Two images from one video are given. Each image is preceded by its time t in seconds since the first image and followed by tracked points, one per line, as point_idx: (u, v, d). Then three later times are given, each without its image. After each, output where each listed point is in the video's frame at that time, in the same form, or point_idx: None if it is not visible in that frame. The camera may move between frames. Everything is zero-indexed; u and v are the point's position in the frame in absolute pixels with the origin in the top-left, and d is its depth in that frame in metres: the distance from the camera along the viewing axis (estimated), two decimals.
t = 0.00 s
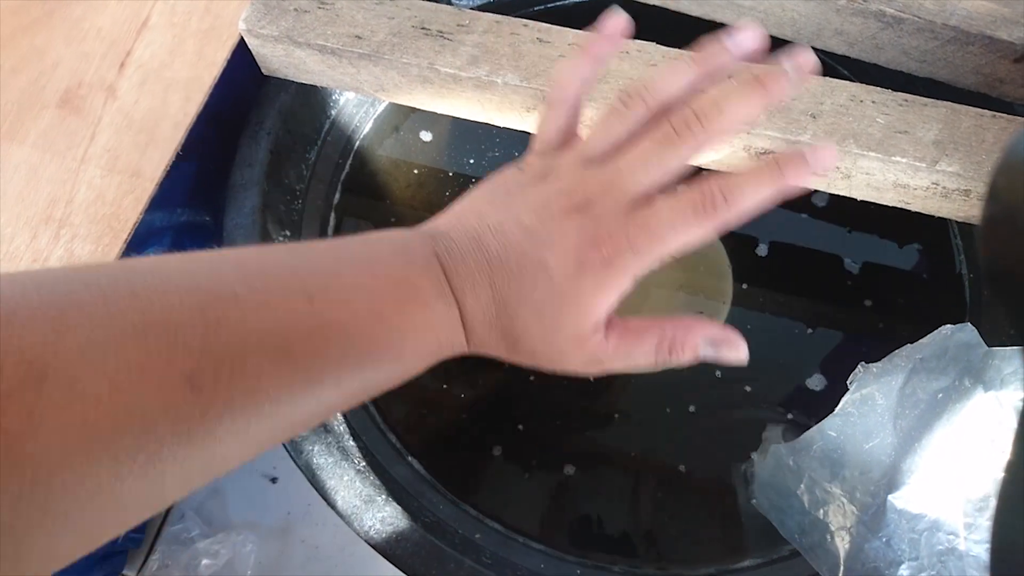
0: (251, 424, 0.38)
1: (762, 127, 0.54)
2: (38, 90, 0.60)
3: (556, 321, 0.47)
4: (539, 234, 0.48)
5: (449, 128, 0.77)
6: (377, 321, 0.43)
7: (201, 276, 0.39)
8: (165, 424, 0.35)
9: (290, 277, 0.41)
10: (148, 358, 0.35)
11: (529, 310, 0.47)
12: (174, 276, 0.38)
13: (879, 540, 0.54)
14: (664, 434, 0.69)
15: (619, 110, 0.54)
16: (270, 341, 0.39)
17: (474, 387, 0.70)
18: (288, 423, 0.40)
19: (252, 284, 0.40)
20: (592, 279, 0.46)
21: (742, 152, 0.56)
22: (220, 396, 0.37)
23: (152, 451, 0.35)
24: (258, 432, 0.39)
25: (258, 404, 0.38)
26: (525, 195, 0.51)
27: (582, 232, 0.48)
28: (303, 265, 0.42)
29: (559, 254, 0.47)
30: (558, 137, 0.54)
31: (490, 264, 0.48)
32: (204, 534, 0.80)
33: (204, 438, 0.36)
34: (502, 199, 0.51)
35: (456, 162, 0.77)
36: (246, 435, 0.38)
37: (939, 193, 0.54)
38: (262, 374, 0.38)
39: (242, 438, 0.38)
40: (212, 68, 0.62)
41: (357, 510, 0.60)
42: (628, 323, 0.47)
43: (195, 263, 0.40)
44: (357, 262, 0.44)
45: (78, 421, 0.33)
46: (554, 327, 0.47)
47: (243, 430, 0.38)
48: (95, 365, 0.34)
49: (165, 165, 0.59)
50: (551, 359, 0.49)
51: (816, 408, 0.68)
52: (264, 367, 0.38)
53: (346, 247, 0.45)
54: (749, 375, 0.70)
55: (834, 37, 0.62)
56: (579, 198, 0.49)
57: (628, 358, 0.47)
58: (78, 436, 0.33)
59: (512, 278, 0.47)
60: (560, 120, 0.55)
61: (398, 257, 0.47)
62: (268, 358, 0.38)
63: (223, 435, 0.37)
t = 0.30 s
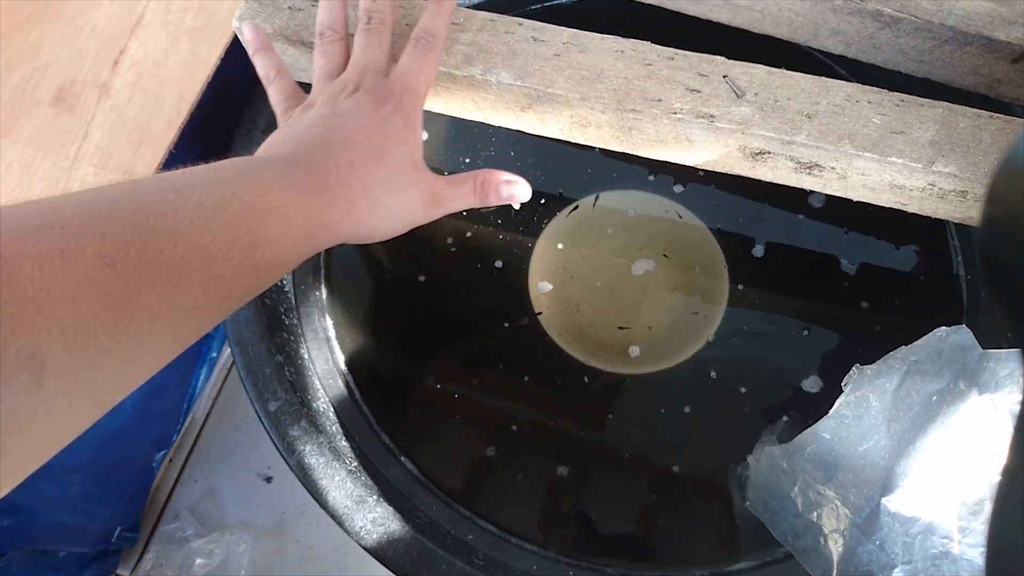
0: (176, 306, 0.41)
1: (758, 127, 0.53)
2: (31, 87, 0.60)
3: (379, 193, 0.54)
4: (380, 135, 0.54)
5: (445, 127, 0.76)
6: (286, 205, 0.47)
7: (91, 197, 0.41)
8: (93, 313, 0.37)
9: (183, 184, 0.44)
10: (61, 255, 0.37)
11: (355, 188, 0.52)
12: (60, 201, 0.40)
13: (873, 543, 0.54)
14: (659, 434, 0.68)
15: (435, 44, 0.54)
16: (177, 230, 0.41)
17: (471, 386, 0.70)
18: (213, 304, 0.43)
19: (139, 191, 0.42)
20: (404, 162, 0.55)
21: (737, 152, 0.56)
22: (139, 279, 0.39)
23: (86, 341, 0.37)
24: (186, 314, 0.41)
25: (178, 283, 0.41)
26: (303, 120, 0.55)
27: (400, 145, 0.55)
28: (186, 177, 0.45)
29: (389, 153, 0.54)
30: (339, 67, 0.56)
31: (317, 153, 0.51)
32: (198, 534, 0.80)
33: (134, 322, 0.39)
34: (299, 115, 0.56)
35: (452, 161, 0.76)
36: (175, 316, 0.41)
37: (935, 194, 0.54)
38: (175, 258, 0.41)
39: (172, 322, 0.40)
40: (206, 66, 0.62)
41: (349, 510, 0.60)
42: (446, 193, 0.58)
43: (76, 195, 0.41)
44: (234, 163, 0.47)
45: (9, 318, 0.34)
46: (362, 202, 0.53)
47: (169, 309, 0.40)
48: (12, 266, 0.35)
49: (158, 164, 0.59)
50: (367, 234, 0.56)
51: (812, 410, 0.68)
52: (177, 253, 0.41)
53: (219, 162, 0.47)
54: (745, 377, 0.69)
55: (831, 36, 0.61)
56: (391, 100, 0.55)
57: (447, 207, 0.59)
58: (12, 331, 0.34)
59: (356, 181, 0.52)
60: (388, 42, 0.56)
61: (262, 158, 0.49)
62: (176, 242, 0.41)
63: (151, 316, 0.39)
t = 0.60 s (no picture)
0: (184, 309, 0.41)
1: (769, 127, 0.53)
2: (38, 85, 0.60)
3: (387, 197, 0.54)
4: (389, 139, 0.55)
5: (451, 126, 0.76)
6: (296, 204, 0.47)
7: (100, 195, 0.41)
8: (102, 315, 0.37)
9: (191, 186, 0.44)
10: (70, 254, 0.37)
11: (360, 189, 0.52)
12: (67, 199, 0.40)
13: (884, 545, 0.54)
14: (666, 436, 0.68)
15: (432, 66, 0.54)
16: (187, 231, 0.41)
17: (477, 386, 0.70)
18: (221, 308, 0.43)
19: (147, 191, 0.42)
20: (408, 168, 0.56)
21: (748, 152, 0.56)
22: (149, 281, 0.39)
23: (94, 343, 0.37)
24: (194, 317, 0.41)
25: (186, 286, 0.41)
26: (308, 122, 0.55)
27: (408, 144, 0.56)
28: (195, 177, 0.45)
29: (397, 153, 0.55)
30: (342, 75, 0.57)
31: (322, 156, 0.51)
32: (203, 533, 0.79)
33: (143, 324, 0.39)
34: (305, 118, 0.56)
35: (459, 162, 0.76)
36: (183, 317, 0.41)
37: (946, 195, 0.54)
38: (184, 261, 0.41)
39: (179, 328, 0.40)
40: (213, 64, 0.61)
41: (357, 511, 0.60)
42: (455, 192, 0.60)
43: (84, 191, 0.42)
44: (242, 163, 0.48)
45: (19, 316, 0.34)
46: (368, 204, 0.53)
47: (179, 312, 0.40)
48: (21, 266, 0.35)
49: (165, 163, 0.58)
50: (377, 236, 0.57)
51: (820, 411, 0.68)
52: (186, 255, 0.41)
53: (228, 163, 0.48)
54: (754, 378, 0.69)
55: (841, 37, 0.61)
56: (398, 104, 0.55)
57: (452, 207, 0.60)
58: (22, 332, 0.34)
59: (365, 182, 0.52)
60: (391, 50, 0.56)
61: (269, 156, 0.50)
62: (186, 245, 0.41)
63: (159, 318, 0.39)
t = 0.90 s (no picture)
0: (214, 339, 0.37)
1: (761, 121, 0.53)
2: (29, 101, 0.59)
3: (431, 206, 0.52)
4: (432, 146, 0.53)
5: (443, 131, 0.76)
6: (332, 221, 0.45)
7: (126, 221, 0.38)
8: (122, 351, 0.34)
9: (224, 208, 0.41)
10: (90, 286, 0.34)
11: (401, 202, 0.50)
12: (94, 226, 0.38)
13: (891, 530, 0.55)
14: (670, 430, 0.69)
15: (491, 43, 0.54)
16: (215, 255, 0.39)
17: (479, 388, 0.71)
18: (255, 335, 0.40)
19: (174, 214, 0.40)
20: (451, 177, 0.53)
21: (741, 147, 0.56)
22: (173, 311, 0.36)
23: (116, 380, 0.34)
24: (225, 346, 0.38)
25: (213, 314, 0.38)
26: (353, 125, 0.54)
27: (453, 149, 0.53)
28: (227, 198, 0.43)
29: (441, 159, 0.53)
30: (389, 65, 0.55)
31: (359, 172, 0.49)
32: (207, 549, 0.79)
33: (167, 358, 0.35)
34: (349, 118, 0.54)
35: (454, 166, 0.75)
36: (213, 348, 0.37)
37: (937, 182, 0.55)
38: (211, 286, 0.38)
39: (213, 355, 0.37)
40: (205, 74, 0.61)
41: (367, 519, 0.59)
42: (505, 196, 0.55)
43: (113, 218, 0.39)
44: (280, 181, 0.46)
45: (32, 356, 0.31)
46: (406, 216, 0.50)
47: (206, 343, 0.37)
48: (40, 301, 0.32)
49: (160, 175, 0.58)
50: (420, 248, 0.53)
51: (820, 400, 0.68)
52: (213, 280, 0.38)
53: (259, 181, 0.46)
54: (754, 370, 0.70)
55: (829, 29, 0.62)
56: (445, 103, 0.54)
57: (502, 212, 0.56)
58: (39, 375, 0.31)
59: (403, 195, 0.50)
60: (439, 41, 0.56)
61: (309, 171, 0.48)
62: (218, 266, 0.38)
63: (185, 350, 0.36)
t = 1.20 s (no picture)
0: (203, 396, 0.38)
1: (737, 119, 0.53)
2: None
3: (417, 263, 0.52)
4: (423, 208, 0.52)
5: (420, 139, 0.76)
6: (325, 281, 0.45)
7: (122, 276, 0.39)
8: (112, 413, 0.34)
9: (217, 263, 0.42)
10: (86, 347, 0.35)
11: (389, 260, 0.50)
12: (91, 279, 0.38)
13: (884, 526, 0.55)
14: (661, 431, 0.68)
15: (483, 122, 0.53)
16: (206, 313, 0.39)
17: (468, 398, 0.70)
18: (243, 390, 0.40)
19: (170, 270, 0.40)
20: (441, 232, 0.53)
21: (718, 144, 0.56)
22: (163, 371, 0.36)
23: (107, 447, 0.34)
24: (213, 403, 0.39)
25: (203, 372, 0.38)
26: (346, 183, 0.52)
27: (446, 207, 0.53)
28: (221, 250, 0.43)
29: (431, 222, 0.52)
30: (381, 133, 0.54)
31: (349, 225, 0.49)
32: (199, 569, 0.78)
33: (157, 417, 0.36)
34: (338, 175, 0.53)
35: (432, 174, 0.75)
36: (202, 406, 0.38)
37: (916, 172, 0.55)
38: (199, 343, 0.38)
39: (204, 410, 0.38)
40: (173, 93, 0.60)
41: (357, 537, 0.59)
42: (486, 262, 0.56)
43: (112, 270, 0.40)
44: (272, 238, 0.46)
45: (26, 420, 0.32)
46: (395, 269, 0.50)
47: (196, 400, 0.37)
48: (35, 361, 0.33)
49: (132, 197, 0.57)
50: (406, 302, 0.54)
51: (809, 395, 0.68)
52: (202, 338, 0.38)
53: (253, 233, 0.45)
54: (742, 367, 0.69)
55: (801, 22, 0.61)
56: (435, 169, 0.53)
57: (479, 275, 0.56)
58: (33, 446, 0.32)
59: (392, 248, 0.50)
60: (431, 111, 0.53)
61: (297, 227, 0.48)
62: (211, 327, 0.39)
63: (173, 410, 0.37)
